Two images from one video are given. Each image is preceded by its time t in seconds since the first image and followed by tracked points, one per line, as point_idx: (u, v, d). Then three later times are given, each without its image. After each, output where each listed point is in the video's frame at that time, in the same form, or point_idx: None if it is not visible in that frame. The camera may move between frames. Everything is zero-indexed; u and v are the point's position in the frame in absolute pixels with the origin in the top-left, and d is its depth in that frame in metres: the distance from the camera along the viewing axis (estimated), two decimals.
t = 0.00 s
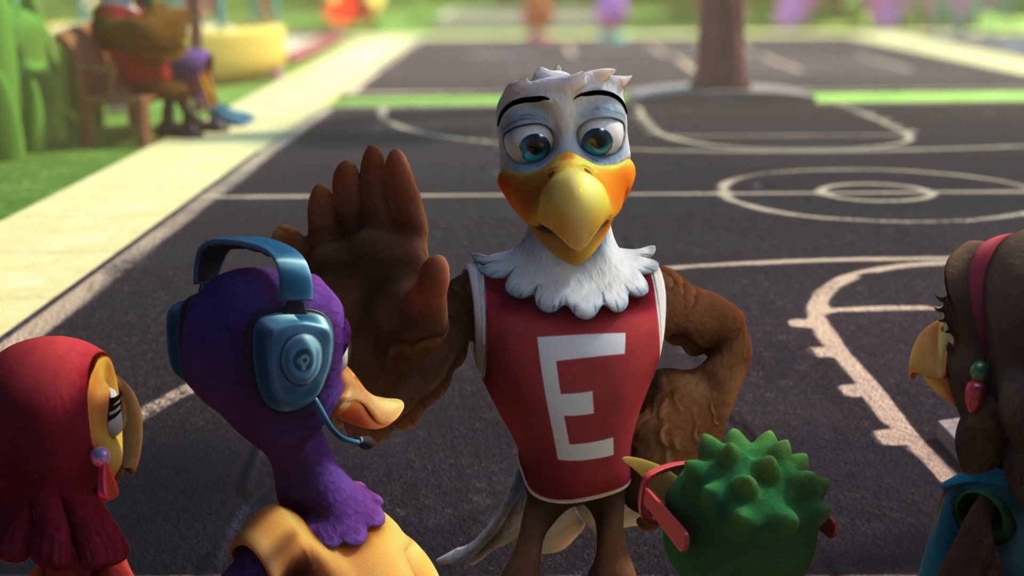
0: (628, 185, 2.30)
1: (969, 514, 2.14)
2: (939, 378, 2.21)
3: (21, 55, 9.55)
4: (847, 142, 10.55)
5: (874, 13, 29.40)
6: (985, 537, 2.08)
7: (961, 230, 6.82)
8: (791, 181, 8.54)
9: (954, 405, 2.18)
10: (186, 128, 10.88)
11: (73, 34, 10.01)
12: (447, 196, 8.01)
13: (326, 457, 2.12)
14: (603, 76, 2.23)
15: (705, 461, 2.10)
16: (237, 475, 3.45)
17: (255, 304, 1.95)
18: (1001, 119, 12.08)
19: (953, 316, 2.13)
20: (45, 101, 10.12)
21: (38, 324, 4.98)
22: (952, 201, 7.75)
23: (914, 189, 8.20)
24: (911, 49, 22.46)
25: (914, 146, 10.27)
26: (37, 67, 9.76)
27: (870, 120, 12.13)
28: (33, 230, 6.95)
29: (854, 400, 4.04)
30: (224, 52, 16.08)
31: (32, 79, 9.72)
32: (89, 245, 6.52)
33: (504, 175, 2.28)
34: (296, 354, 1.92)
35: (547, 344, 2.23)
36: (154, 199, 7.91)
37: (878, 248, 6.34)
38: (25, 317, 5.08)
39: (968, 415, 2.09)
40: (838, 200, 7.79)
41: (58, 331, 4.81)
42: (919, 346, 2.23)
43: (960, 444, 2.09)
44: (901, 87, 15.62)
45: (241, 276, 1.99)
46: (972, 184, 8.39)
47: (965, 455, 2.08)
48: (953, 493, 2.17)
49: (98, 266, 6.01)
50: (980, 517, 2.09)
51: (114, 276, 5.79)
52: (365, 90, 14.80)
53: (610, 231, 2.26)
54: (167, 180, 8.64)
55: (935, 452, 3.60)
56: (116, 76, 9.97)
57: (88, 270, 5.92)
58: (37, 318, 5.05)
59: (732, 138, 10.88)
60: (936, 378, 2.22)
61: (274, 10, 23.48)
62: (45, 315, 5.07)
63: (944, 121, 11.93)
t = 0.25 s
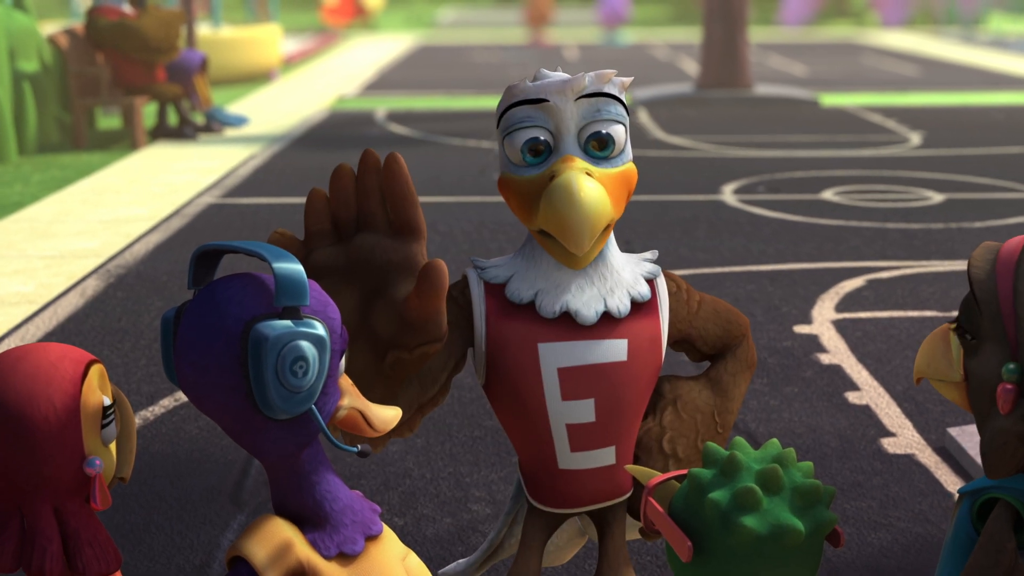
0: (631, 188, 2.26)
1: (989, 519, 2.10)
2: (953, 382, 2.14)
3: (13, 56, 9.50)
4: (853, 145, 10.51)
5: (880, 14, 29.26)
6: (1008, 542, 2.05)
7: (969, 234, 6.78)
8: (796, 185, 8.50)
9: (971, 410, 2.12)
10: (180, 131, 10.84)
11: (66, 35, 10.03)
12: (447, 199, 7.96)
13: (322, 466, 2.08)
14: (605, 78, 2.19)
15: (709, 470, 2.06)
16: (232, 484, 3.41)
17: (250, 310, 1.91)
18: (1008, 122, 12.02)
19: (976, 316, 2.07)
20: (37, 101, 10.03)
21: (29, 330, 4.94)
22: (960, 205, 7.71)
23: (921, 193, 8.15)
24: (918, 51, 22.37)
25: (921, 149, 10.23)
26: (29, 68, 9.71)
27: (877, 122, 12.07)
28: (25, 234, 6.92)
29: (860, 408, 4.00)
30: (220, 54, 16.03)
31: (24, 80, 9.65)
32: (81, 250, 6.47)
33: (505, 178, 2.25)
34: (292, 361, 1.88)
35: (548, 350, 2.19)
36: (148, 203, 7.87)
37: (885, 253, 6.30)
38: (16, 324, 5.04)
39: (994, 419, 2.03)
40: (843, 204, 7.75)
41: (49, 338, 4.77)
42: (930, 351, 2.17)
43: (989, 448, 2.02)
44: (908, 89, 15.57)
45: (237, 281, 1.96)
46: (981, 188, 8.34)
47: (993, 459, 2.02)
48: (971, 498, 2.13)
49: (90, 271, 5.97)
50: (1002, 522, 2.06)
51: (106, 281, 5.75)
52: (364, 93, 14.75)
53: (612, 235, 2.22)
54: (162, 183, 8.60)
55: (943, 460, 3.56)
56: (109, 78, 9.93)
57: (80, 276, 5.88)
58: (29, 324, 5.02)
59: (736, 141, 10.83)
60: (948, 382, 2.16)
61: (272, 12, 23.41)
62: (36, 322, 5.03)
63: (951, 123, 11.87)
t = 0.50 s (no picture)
0: (622, 192, 2.19)
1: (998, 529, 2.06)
2: (964, 389, 2.09)
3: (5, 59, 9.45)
4: (858, 148, 10.47)
5: (886, 14, 29.20)
6: (1017, 551, 2.00)
7: (977, 238, 6.74)
8: (801, 188, 8.47)
9: (982, 418, 2.07)
10: (175, 134, 10.79)
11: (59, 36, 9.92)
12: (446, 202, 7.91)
13: (319, 475, 2.05)
14: (596, 76, 2.16)
15: (712, 478, 2.03)
16: (228, 492, 3.37)
17: (245, 317, 1.88)
18: (1015, 124, 11.98)
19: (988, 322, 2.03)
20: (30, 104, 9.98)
21: (21, 335, 4.90)
22: (967, 208, 7.68)
23: (928, 196, 8.11)
24: (924, 53, 22.31)
25: (928, 151, 10.19)
26: (21, 70, 9.65)
27: (882, 125, 12.03)
28: (18, 239, 6.88)
29: (866, 415, 3.96)
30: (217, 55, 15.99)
31: (16, 83, 9.60)
32: (75, 254, 6.44)
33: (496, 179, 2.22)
34: (288, 369, 1.84)
35: (550, 356, 2.16)
36: (142, 207, 7.83)
37: (892, 258, 6.27)
38: (8, 329, 5.01)
39: (1009, 427, 1.98)
40: (849, 207, 7.71)
41: (41, 344, 4.74)
42: (937, 358, 2.13)
43: (1003, 457, 1.98)
44: (914, 90, 15.52)
45: (232, 287, 1.92)
46: (988, 192, 8.31)
47: (1007, 468, 1.98)
48: (979, 507, 2.10)
49: (83, 276, 5.93)
50: (1011, 532, 2.02)
51: (99, 286, 5.71)
52: (362, 95, 14.71)
53: (603, 240, 2.17)
54: (157, 187, 8.56)
55: (951, 468, 3.53)
56: (103, 80, 9.88)
57: (73, 280, 5.85)
58: (20, 330, 4.98)
59: (739, 144, 10.80)
60: (956, 390, 2.11)
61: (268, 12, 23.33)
62: (29, 328, 4.99)
63: (958, 126, 11.83)
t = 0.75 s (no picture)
0: (612, 197, 2.13)
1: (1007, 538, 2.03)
2: (972, 396, 2.06)
3: None
4: (865, 150, 10.44)
5: (892, 15, 29.13)
6: None
7: (985, 243, 6.71)
8: (806, 192, 8.43)
9: (990, 426, 2.04)
10: (169, 136, 10.74)
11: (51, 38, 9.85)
12: (446, 205, 7.88)
13: (316, 482, 2.01)
14: (593, 79, 2.10)
15: (715, 486, 1.99)
16: (223, 501, 3.33)
17: (240, 323, 1.84)
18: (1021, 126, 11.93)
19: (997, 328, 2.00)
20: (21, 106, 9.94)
21: (13, 342, 4.86)
22: (975, 212, 7.64)
23: (936, 200, 8.08)
24: (930, 53, 22.26)
25: (935, 154, 10.15)
26: (12, 72, 9.61)
27: (889, 127, 12.00)
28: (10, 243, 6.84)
29: (872, 422, 3.93)
30: (211, 57, 15.94)
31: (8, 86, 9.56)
32: (67, 259, 6.40)
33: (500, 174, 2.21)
34: (283, 376, 1.81)
35: (551, 361, 2.13)
36: (135, 211, 7.79)
37: (898, 262, 6.24)
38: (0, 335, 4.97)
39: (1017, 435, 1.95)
40: (855, 211, 7.68)
41: (33, 350, 4.70)
42: (945, 363, 2.10)
43: (1012, 465, 1.94)
44: (921, 92, 15.48)
45: (226, 292, 1.89)
46: (996, 195, 8.28)
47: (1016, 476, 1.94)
48: (988, 515, 2.06)
49: (76, 281, 5.90)
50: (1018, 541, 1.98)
51: (92, 292, 5.67)
52: (360, 97, 14.66)
53: (588, 240, 2.11)
54: (151, 190, 8.52)
55: (958, 476, 3.49)
56: (97, 81, 9.84)
57: (65, 285, 5.81)
58: (13, 336, 4.94)
59: (743, 146, 10.76)
60: (964, 396, 2.08)
61: (265, 13, 23.28)
62: (21, 334, 4.95)
63: (966, 129, 11.80)
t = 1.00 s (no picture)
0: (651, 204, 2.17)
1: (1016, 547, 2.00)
2: (979, 402, 2.03)
3: None
4: (870, 153, 10.41)
5: (898, 17, 29.06)
6: None
7: (992, 247, 6.68)
8: (811, 195, 8.40)
9: (999, 433, 2.01)
10: (163, 138, 10.71)
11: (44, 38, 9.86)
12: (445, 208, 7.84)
13: (313, 491, 1.98)
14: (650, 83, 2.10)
15: (721, 494, 1.96)
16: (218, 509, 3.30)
17: (235, 329, 1.81)
18: None
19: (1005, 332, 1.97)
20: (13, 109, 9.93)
21: (6, 347, 4.83)
22: (982, 216, 7.61)
23: (942, 203, 8.05)
24: (937, 54, 22.18)
25: (941, 157, 10.12)
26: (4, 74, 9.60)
27: (895, 130, 11.97)
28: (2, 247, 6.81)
29: (878, 429, 3.89)
30: (207, 58, 15.91)
31: None
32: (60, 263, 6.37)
33: (533, 178, 2.12)
34: (280, 383, 1.78)
35: (552, 368, 2.10)
36: (130, 215, 7.76)
37: (904, 267, 6.21)
38: None
39: None
40: (861, 215, 7.65)
41: (26, 356, 4.67)
42: (951, 369, 2.07)
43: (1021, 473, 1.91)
44: (927, 94, 15.43)
45: (222, 297, 1.86)
46: (1002, 198, 8.24)
47: None
48: (997, 524, 2.04)
49: (69, 285, 5.87)
50: None
51: (85, 296, 5.64)
52: (357, 99, 14.62)
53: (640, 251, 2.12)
54: (144, 194, 8.48)
55: (966, 484, 3.46)
56: (90, 83, 9.81)
57: (58, 290, 5.78)
58: (5, 341, 4.91)
59: (746, 149, 10.72)
60: (972, 403, 2.05)
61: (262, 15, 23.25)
62: (13, 339, 4.92)
63: (973, 131, 11.77)
